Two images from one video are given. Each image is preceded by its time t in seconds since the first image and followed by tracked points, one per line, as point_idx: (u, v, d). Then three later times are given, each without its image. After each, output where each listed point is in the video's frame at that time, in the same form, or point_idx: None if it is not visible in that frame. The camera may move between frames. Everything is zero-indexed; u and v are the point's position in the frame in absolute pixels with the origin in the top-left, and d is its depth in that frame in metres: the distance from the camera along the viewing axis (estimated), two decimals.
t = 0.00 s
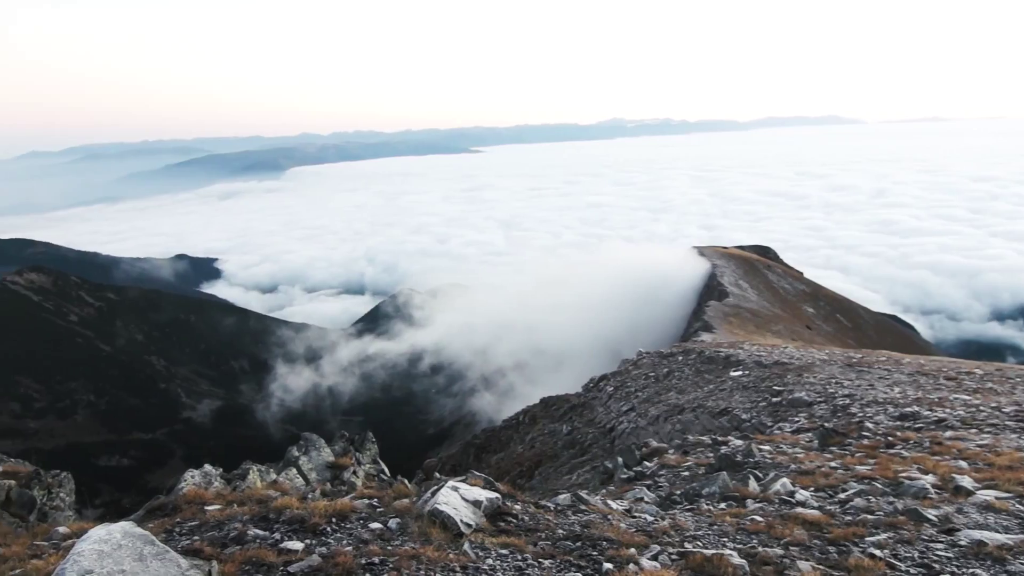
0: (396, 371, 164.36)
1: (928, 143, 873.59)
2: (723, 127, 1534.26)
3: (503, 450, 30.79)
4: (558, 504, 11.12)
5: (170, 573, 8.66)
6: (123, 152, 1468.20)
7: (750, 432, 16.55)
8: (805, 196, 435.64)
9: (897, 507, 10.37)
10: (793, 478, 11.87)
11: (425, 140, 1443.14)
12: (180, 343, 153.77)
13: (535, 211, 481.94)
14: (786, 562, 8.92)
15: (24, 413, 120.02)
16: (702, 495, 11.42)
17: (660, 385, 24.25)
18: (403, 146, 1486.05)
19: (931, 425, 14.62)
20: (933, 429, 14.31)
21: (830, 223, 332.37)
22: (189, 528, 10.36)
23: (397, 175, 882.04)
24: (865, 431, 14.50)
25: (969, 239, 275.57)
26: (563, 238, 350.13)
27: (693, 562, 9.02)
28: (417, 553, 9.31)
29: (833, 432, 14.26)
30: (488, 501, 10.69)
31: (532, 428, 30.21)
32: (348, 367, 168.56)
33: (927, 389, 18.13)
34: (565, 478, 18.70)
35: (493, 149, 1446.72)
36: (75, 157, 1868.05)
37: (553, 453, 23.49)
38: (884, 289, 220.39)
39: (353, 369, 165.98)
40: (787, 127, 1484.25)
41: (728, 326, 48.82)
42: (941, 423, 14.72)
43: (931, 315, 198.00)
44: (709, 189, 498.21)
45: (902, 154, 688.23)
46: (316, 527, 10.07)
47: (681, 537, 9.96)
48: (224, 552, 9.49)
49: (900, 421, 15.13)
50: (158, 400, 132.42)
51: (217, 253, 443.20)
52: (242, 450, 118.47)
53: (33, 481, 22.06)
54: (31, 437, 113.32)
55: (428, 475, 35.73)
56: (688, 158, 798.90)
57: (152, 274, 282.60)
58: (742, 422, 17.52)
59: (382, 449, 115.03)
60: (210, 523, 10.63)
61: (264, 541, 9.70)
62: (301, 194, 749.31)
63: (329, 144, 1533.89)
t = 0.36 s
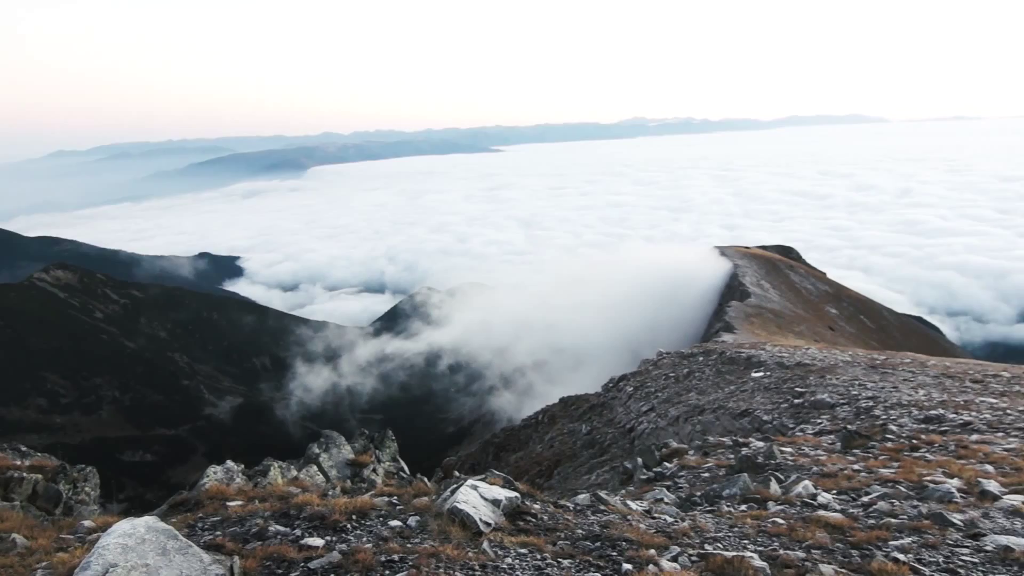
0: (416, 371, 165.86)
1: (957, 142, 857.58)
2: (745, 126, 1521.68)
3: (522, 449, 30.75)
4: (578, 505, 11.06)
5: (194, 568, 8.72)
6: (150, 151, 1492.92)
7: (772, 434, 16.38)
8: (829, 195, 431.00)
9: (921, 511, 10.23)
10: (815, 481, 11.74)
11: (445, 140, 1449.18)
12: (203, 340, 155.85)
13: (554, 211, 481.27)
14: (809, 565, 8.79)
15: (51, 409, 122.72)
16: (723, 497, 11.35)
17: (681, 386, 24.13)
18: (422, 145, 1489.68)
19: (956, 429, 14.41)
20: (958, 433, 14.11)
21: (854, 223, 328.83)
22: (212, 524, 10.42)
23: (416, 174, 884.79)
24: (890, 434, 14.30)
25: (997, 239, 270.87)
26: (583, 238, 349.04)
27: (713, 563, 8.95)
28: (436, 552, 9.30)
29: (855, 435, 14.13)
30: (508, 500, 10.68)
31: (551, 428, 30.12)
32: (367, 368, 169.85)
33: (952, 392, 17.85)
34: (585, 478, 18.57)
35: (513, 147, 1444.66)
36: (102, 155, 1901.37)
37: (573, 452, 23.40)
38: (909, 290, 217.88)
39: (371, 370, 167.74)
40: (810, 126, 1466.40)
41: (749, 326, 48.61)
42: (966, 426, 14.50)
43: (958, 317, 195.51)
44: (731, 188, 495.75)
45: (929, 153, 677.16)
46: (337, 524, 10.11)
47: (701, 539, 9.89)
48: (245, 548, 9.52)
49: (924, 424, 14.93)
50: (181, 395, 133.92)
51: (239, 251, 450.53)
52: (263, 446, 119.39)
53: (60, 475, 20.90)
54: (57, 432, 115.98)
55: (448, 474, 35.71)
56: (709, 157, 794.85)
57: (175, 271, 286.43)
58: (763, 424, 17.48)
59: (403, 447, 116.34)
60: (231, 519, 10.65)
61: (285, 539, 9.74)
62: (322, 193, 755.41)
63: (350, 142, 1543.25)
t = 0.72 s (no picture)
0: (436, 370, 166.52)
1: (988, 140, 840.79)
2: (768, 125, 1507.52)
3: (543, 448, 30.77)
4: (598, 504, 11.02)
5: (218, 562, 8.75)
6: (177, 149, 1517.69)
7: (795, 435, 16.31)
8: (854, 194, 426.69)
9: (948, 514, 10.06)
10: (841, 482, 11.61)
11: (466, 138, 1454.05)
12: (227, 338, 157.73)
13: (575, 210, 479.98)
14: (834, 569, 8.68)
15: (78, 403, 122.79)
16: (745, 499, 11.24)
17: (703, 386, 24.05)
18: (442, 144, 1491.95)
19: (984, 432, 14.19)
20: (986, 435, 13.88)
21: (880, 222, 325.63)
22: (235, 518, 10.49)
23: (437, 173, 887.19)
24: (915, 437, 14.13)
25: None
26: (604, 237, 347.63)
27: (735, 564, 8.87)
28: (456, 549, 9.29)
29: (880, 438, 13.95)
30: (529, 499, 10.67)
31: (572, 426, 30.10)
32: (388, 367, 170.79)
33: (980, 394, 17.61)
34: (605, 478, 18.47)
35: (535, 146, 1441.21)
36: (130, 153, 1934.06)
37: (594, 451, 23.36)
38: (936, 291, 215.44)
39: (390, 370, 168.78)
40: (834, 124, 1446.39)
41: (773, 326, 48.32)
42: (996, 430, 14.21)
43: (986, 318, 193.06)
44: (755, 187, 493.21)
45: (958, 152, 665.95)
46: (358, 519, 10.16)
47: (725, 540, 9.80)
48: (268, 543, 9.58)
49: (952, 427, 14.72)
50: (206, 391, 134.91)
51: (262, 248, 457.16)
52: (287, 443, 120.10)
53: (88, 468, 20.65)
54: (84, 426, 116.22)
55: (467, 470, 35.85)
56: (732, 156, 789.87)
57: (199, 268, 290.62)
58: (786, 424, 17.43)
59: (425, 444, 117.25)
60: (255, 514, 10.74)
61: (306, 533, 9.81)
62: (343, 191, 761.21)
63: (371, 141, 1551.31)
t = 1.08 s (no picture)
0: (456, 370, 165.78)
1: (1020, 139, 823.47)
2: (789, 125, 1495.14)
3: (563, 448, 30.78)
4: (620, 504, 11.01)
5: (242, 557, 8.86)
6: (203, 149, 1542.53)
7: (820, 438, 16.16)
8: (881, 194, 421.44)
9: (977, 521, 9.87)
10: (864, 486, 11.49)
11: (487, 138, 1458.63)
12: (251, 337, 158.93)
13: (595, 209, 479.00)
14: (856, 572, 8.59)
15: (105, 399, 125.80)
16: (767, 501, 11.14)
17: (725, 387, 23.95)
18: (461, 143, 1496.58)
19: (1017, 437, 13.87)
20: (1018, 441, 13.58)
21: (907, 223, 321.89)
22: (259, 513, 10.60)
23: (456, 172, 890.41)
24: (942, 440, 13.97)
25: None
26: (624, 236, 346.92)
27: (758, 567, 8.75)
28: (478, 547, 9.28)
29: (907, 441, 13.78)
30: (550, 499, 10.64)
31: (593, 426, 30.07)
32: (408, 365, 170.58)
33: (1011, 398, 17.25)
34: (626, 479, 18.40)
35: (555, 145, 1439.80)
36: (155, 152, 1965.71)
37: (615, 452, 23.24)
38: (965, 292, 212.40)
39: (411, 372, 166.51)
40: (858, 124, 1428.49)
41: (797, 328, 47.98)
42: None
43: (1017, 321, 190.17)
44: (780, 187, 489.81)
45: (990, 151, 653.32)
46: (380, 517, 10.19)
47: (746, 543, 9.69)
48: (291, 539, 9.65)
49: (980, 431, 14.52)
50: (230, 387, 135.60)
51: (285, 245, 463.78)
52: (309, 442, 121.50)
53: (116, 462, 20.86)
54: (111, 423, 118.55)
55: (488, 469, 35.88)
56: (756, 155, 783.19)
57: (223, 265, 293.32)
58: (809, 428, 17.29)
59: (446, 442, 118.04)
60: (276, 510, 10.81)
61: (328, 529, 9.85)
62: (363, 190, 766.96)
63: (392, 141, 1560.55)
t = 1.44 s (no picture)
0: (476, 369, 165.15)
1: None
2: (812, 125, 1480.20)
3: (585, 448, 30.69)
4: (641, 506, 10.95)
5: (265, 551, 8.97)
6: (229, 149, 1564.25)
7: (844, 441, 16.04)
8: (908, 194, 416.23)
9: (1009, 527, 9.66)
10: (891, 491, 11.30)
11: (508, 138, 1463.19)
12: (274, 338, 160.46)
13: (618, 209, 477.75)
14: None
15: (133, 394, 126.76)
16: (791, 503, 11.05)
17: (748, 388, 23.79)
18: (482, 142, 1497.73)
19: None
20: None
21: (936, 223, 318.04)
22: (282, 510, 10.63)
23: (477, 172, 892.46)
24: (971, 444, 13.73)
25: None
26: (647, 237, 345.71)
27: (782, 570, 8.65)
28: (499, 546, 9.27)
29: (936, 445, 13.57)
30: (571, 498, 10.61)
31: (615, 427, 29.96)
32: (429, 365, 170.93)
33: None
34: (648, 480, 18.38)
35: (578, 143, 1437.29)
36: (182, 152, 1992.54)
37: (636, 453, 23.17)
38: (995, 294, 209.15)
39: (431, 371, 165.63)
40: (884, 123, 1409.04)
41: (822, 329, 47.63)
42: None
43: None
44: (805, 187, 486.24)
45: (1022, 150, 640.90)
46: (401, 515, 10.20)
47: (770, 545, 9.57)
48: (314, 535, 9.68)
49: (1010, 435, 14.24)
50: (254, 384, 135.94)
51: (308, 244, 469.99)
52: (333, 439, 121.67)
53: (143, 458, 21.06)
54: (139, 418, 120.15)
55: (509, 469, 35.90)
56: (779, 155, 776.72)
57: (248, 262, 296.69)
58: (835, 430, 17.09)
59: (469, 441, 117.89)
60: (300, 506, 10.94)
61: (350, 526, 9.90)
62: (385, 189, 772.15)
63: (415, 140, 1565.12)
